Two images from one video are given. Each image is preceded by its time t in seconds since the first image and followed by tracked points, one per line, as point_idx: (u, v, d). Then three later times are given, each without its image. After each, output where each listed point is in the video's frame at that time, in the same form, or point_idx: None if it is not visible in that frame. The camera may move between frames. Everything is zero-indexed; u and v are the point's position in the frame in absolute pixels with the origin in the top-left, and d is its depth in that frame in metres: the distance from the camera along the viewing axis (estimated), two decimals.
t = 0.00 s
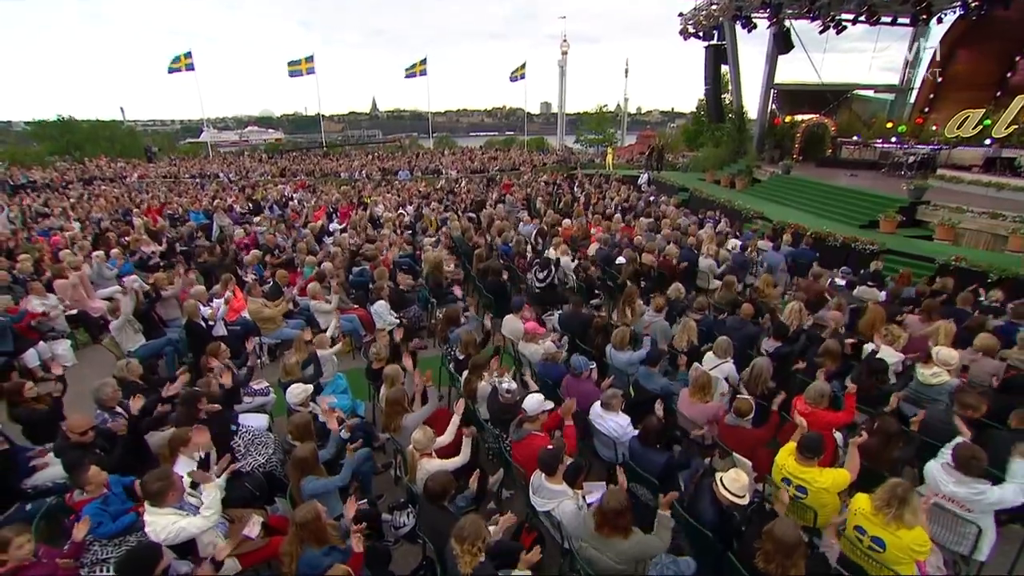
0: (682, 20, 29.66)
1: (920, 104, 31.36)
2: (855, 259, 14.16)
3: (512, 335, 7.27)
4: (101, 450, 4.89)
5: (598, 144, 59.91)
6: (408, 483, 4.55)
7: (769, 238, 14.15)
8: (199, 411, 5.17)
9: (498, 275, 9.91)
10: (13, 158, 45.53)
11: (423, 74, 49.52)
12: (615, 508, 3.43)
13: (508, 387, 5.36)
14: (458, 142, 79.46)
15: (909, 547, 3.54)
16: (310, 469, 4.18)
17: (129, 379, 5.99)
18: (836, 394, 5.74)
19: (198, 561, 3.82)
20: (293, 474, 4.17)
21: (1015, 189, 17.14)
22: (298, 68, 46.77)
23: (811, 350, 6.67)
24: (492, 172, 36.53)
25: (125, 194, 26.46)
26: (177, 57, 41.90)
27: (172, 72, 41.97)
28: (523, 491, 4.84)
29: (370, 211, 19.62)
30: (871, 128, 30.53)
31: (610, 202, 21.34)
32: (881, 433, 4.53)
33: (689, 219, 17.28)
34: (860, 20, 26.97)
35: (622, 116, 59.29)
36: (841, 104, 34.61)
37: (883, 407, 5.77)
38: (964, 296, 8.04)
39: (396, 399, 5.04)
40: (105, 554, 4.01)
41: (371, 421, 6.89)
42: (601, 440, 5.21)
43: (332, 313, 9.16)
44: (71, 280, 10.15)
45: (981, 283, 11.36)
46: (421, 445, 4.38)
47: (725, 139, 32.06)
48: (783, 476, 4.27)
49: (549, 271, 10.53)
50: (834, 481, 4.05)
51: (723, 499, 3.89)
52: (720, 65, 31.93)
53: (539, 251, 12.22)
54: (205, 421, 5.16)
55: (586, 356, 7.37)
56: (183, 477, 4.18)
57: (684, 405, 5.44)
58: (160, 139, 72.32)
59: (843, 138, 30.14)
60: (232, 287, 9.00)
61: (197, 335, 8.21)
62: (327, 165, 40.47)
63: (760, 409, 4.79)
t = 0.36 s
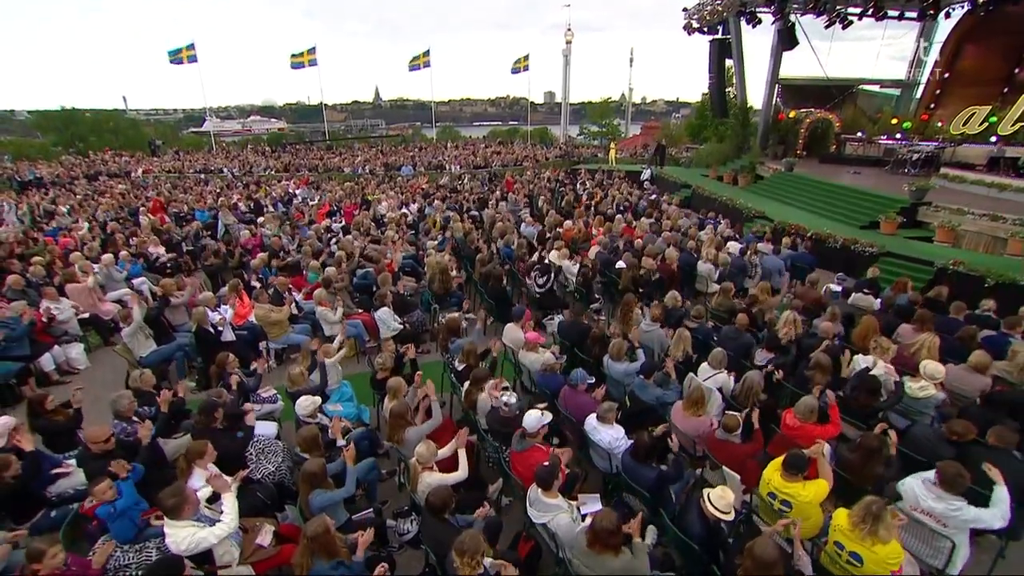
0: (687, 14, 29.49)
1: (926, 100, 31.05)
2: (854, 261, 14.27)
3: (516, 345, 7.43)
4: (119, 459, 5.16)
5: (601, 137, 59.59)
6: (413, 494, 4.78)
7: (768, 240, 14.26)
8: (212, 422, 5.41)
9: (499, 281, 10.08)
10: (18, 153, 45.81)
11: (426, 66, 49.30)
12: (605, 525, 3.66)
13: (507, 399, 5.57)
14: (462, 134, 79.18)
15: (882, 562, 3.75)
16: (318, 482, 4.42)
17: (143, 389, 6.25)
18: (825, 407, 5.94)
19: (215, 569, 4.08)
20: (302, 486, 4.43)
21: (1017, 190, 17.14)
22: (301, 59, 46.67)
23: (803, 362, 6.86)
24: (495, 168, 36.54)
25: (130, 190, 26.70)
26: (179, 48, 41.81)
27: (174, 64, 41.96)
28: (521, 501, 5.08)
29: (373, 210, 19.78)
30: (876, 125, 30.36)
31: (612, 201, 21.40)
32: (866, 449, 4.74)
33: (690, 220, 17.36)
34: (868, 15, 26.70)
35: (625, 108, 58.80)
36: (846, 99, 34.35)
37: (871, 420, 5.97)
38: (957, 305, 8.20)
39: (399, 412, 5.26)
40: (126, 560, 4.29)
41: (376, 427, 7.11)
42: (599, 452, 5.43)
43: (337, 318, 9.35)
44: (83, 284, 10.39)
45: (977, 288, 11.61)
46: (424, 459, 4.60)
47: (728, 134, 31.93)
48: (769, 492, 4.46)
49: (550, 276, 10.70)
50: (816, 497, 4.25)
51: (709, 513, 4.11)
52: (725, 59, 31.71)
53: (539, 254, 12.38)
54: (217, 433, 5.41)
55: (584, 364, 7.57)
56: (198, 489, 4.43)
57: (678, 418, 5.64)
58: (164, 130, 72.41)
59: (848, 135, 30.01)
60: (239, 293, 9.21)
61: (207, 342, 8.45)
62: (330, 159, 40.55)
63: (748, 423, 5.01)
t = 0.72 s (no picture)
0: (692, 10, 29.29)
1: (932, 98, 30.70)
2: (854, 265, 14.34)
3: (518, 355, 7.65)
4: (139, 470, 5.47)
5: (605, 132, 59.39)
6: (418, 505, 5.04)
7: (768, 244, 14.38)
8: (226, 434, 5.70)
9: (501, 288, 10.31)
10: (27, 149, 46.34)
11: (430, 60, 49.21)
12: (597, 541, 3.91)
13: (508, 412, 5.82)
14: (465, 128, 79.10)
15: None
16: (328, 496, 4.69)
17: (159, 400, 6.55)
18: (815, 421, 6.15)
19: None
20: (313, 500, 4.70)
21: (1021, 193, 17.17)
22: (305, 53, 46.78)
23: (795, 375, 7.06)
24: (498, 166, 36.67)
25: (138, 189, 27.06)
26: (183, 42, 41.94)
27: (178, 59, 42.17)
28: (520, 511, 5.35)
29: (377, 211, 20.03)
30: (883, 122, 30.25)
31: (614, 201, 21.51)
32: (850, 465, 4.97)
33: (691, 223, 17.50)
34: (875, 11, 26.45)
35: (629, 101, 58.43)
36: (852, 96, 34.06)
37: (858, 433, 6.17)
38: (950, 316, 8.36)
39: (405, 426, 5.51)
40: (149, 565, 4.57)
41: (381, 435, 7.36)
42: (595, 464, 5.66)
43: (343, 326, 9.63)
44: (97, 290, 10.70)
45: (975, 293, 11.78)
46: (428, 473, 4.85)
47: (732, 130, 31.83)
48: (755, 507, 4.69)
49: (551, 283, 10.89)
50: (800, 513, 4.47)
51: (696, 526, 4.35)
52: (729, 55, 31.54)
53: (541, 260, 12.58)
54: (230, 445, 5.71)
55: (583, 374, 7.80)
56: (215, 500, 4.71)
57: (672, 431, 5.86)
58: (169, 123, 72.71)
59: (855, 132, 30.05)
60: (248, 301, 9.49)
61: (218, 350, 8.75)
62: (334, 156, 40.81)
63: (738, 439, 5.22)
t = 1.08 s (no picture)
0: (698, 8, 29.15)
1: (938, 98, 30.20)
2: (853, 270, 14.44)
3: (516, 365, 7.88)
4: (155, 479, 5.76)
5: (609, 129, 59.26)
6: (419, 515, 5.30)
7: (768, 249, 14.51)
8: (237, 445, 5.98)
9: (502, 296, 10.53)
10: (35, 145, 46.73)
11: (434, 55, 49.15)
12: (586, 553, 4.16)
13: (506, 426, 6.06)
14: (469, 122, 78.98)
15: None
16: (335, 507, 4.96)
17: (173, 409, 6.84)
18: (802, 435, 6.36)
19: None
20: (321, 510, 4.99)
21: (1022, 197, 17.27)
22: (309, 48, 46.84)
23: (786, 387, 7.26)
24: (502, 165, 36.79)
25: (146, 189, 27.39)
26: (188, 38, 42.02)
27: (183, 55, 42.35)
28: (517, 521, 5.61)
29: (381, 213, 20.25)
30: (888, 121, 30.12)
31: (617, 202, 21.63)
32: (833, 481, 5.20)
33: (691, 227, 17.65)
34: (882, 10, 26.29)
35: (634, 97, 58.26)
36: (858, 94, 33.80)
37: (845, 445, 6.40)
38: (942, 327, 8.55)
39: (407, 439, 5.77)
40: (168, 569, 4.84)
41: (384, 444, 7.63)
42: (590, 475, 5.90)
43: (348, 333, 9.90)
44: (110, 296, 11.00)
45: (971, 301, 11.93)
46: (429, 485, 5.11)
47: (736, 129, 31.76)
48: (740, 520, 4.92)
49: (550, 290, 11.08)
50: (782, 526, 4.71)
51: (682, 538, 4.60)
52: (734, 53, 31.41)
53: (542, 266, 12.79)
54: (241, 455, 5.99)
55: (580, 384, 8.03)
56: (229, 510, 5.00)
57: (663, 444, 6.08)
58: (174, 117, 72.94)
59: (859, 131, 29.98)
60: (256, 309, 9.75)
61: (228, 358, 9.03)
62: (339, 154, 41.04)
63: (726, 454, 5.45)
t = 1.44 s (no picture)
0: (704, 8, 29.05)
1: (946, 98, 29.97)
2: (852, 276, 14.56)
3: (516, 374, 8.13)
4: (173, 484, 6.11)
5: (614, 126, 59.11)
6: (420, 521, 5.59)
7: (767, 255, 14.65)
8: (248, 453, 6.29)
9: (504, 304, 10.78)
10: (46, 143, 47.38)
11: (439, 52, 49.23)
12: (574, 564, 4.42)
13: (503, 437, 6.33)
14: (475, 117, 79.00)
15: None
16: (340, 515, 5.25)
17: (188, 416, 7.18)
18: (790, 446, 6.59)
19: None
20: (328, 517, 5.29)
21: None
22: (315, 46, 47.05)
23: (776, 399, 7.48)
24: (507, 163, 36.94)
25: (155, 188, 27.83)
26: (195, 36, 42.33)
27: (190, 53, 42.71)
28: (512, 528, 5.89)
29: (386, 214, 20.53)
30: (894, 122, 29.86)
31: (620, 204, 21.78)
32: (814, 494, 5.43)
33: (693, 230, 17.81)
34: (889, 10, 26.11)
35: (639, 94, 58.09)
36: (864, 94, 33.63)
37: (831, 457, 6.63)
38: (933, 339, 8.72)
39: (409, 448, 6.05)
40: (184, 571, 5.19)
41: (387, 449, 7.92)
42: (584, 485, 6.16)
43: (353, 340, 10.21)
44: (124, 301, 11.37)
45: (968, 309, 12.05)
46: (428, 494, 5.39)
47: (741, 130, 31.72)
48: (725, 531, 5.17)
49: (551, 297, 11.32)
50: (764, 538, 4.96)
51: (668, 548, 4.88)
52: (739, 52, 31.33)
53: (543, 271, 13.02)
54: (253, 462, 6.32)
55: (577, 392, 8.29)
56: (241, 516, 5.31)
57: (655, 455, 6.32)
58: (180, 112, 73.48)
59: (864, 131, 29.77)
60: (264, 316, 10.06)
61: (238, 364, 9.37)
62: (345, 153, 41.37)
63: (713, 466, 5.69)
